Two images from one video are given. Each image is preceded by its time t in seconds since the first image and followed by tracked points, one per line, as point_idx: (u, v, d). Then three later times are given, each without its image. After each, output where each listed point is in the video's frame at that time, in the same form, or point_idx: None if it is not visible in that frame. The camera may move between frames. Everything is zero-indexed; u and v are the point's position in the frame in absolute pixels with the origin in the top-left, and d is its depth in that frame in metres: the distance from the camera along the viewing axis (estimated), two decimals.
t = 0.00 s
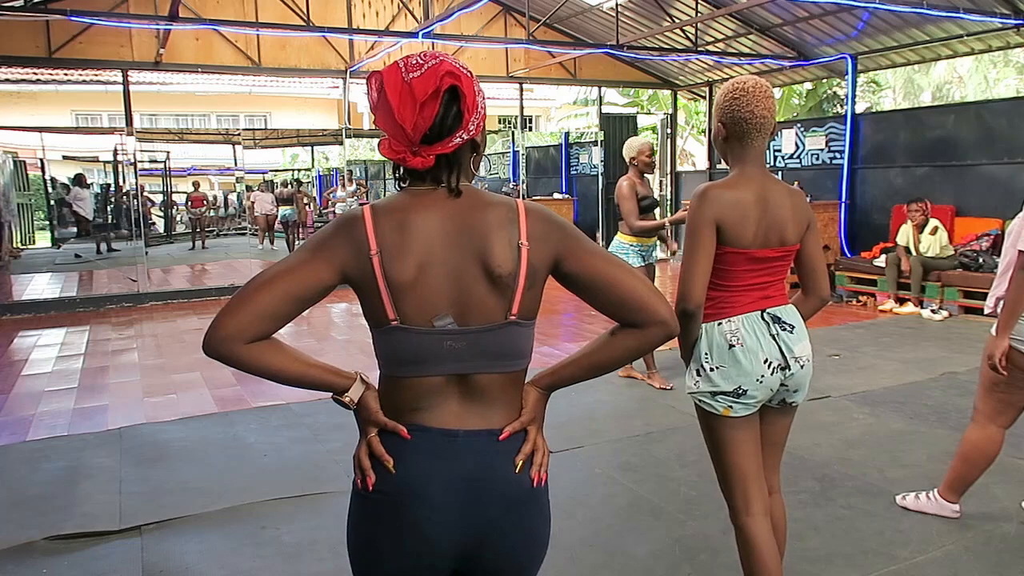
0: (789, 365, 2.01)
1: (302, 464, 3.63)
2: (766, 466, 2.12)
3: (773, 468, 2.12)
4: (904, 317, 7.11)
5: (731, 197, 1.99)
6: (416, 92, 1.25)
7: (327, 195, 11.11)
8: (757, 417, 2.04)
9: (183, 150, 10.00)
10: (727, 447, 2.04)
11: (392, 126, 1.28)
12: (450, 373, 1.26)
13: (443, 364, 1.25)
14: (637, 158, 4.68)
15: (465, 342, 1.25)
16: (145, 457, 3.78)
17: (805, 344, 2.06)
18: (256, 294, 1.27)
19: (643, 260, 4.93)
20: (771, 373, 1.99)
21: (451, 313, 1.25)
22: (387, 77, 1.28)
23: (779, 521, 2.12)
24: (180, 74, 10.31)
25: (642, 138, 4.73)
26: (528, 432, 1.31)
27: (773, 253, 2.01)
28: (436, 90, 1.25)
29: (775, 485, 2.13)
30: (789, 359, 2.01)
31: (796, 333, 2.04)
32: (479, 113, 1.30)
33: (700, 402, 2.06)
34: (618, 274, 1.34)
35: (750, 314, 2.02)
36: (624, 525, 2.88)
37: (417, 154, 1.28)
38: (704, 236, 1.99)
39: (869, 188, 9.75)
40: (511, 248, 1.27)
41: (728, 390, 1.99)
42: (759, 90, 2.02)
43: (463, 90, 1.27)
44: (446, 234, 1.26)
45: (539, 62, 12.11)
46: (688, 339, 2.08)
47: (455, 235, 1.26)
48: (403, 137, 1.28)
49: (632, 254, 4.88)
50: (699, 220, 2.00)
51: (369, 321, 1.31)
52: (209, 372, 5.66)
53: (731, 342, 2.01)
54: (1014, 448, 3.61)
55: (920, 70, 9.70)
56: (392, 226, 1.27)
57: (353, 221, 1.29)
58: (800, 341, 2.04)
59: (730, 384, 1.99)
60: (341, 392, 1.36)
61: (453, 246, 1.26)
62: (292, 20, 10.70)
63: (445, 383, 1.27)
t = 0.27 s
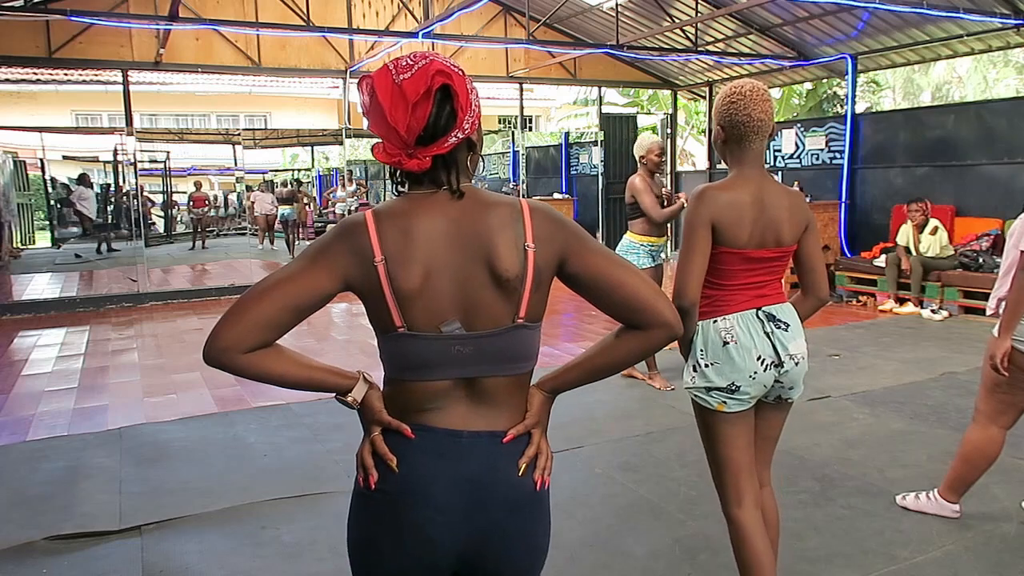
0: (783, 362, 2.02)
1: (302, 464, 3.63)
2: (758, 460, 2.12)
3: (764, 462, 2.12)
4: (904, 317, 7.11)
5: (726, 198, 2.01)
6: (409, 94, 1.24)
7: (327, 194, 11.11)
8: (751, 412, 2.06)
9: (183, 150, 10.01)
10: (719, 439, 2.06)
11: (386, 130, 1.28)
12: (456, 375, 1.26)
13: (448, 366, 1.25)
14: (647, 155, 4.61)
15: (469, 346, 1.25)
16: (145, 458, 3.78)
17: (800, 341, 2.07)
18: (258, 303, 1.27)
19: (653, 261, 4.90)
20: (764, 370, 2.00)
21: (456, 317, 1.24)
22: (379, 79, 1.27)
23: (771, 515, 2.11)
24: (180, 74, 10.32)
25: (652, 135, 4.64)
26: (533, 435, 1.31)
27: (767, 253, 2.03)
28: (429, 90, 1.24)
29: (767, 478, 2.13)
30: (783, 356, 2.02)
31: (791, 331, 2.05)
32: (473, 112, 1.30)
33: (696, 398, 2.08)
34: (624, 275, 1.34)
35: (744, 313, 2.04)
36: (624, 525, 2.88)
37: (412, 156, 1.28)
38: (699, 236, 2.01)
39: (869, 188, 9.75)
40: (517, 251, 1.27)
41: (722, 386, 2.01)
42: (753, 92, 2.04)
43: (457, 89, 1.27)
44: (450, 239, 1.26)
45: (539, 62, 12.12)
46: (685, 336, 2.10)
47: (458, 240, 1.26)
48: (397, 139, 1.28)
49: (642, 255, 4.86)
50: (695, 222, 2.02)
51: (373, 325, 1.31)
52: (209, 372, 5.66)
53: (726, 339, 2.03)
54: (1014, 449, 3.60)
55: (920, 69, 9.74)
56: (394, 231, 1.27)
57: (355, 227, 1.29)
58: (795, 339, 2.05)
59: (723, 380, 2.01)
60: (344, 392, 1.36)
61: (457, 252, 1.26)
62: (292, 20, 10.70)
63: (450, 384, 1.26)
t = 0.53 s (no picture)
0: (779, 362, 2.04)
1: (302, 464, 3.63)
2: (754, 458, 2.12)
3: (763, 461, 2.12)
4: (904, 317, 7.11)
5: (722, 199, 2.05)
6: (420, 94, 1.24)
7: (327, 194, 11.05)
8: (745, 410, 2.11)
9: (183, 150, 10.02)
10: (695, 432, 2.16)
11: (396, 127, 1.28)
12: (459, 373, 1.26)
13: (452, 364, 1.25)
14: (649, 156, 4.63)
15: (474, 343, 1.25)
16: (145, 458, 3.78)
17: (798, 340, 2.09)
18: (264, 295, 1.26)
19: (659, 262, 4.89)
20: (760, 371, 2.03)
21: (461, 314, 1.25)
22: (390, 78, 1.27)
23: (763, 512, 2.11)
24: (180, 74, 10.31)
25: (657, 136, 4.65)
26: (536, 434, 1.32)
27: (763, 252, 2.06)
28: (440, 91, 1.25)
29: (765, 476, 2.12)
30: (780, 357, 2.04)
31: (789, 331, 2.07)
32: (483, 114, 1.30)
33: (691, 395, 2.14)
34: (626, 274, 1.36)
35: (743, 314, 2.07)
36: (624, 525, 2.88)
37: (420, 154, 1.28)
38: (696, 236, 2.06)
39: (869, 188, 9.74)
40: (523, 248, 1.29)
41: (716, 387, 2.06)
42: (751, 98, 2.09)
43: (469, 91, 1.27)
44: (459, 235, 1.26)
45: (539, 62, 12.12)
46: (685, 334, 2.14)
47: (466, 236, 1.26)
48: (406, 137, 1.28)
49: (647, 256, 4.86)
50: (693, 222, 2.06)
51: (376, 321, 1.30)
52: (209, 372, 5.66)
53: (722, 340, 2.07)
54: (1015, 449, 3.60)
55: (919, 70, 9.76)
56: (402, 226, 1.26)
57: (362, 221, 1.28)
58: (792, 339, 2.07)
59: (718, 380, 2.05)
60: (345, 393, 1.35)
61: (465, 248, 1.26)
62: (292, 20, 10.70)
63: (454, 381, 1.26)
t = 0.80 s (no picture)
0: (761, 359, 2.05)
1: (302, 464, 3.63)
2: (752, 459, 2.11)
3: (760, 461, 2.12)
4: (904, 317, 7.11)
5: (709, 198, 2.06)
6: (428, 96, 1.25)
7: (327, 194, 11.01)
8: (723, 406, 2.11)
9: (183, 150, 10.01)
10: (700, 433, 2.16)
11: (404, 129, 1.28)
12: (464, 365, 1.26)
13: (457, 357, 1.26)
14: (654, 157, 4.63)
15: (479, 337, 1.25)
16: (145, 457, 3.78)
17: (781, 338, 2.10)
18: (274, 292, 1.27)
19: (660, 263, 4.87)
20: (741, 366, 2.05)
21: (466, 309, 1.25)
22: (397, 82, 1.27)
23: (762, 512, 2.11)
24: (180, 74, 10.29)
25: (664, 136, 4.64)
26: (540, 425, 1.32)
27: (749, 250, 2.08)
28: (448, 92, 1.25)
29: (763, 477, 2.12)
30: (761, 354, 2.06)
31: (772, 328, 2.09)
32: (489, 115, 1.30)
33: (672, 387, 2.14)
34: (628, 268, 1.36)
35: (728, 310, 2.08)
36: (624, 525, 2.88)
37: (428, 154, 1.28)
38: (686, 235, 2.06)
39: (869, 188, 9.74)
40: (527, 245, 1.29)
41: (698, 380, 2.07)
42: (735, 98, 2.10)
43: (476, 92, 1.27)
44: (465, 232, 1.27)
45: (540, 62, 12.12)
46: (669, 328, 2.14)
47: (471, 233, 1.27)
48: (415, 139, 1.28)
49: (648, 255, 4.85)
50: (680, 221, 2.07)
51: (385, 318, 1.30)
52: (209, 372, 5.66)
53: (705, 335, 2.07)
54: (1014, 449, 3.61)
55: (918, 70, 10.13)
56: (409, 224, 1.27)
57: (371, 219, 1.28)
58: (775, 337, 2.09)
59: (699, 374, 2.07)
60: (355, 388, 1.35)
61: (471, 244, 1.26)
62: (292, 20, 10.68)
63: (460, 374, 1.27)
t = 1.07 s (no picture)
0: (724, 358, 2.07)
1: (302, 464, 3.63)
2: (735, 458, 2.13)
3: (743, 459, 2.13)
4: (904, 317, 7.11)
5: (677, 198, 2.10)
6: (458, 98, 1.25)
7: (327, 194, 11.30)
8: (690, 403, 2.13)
9: (183, 150, 10.01)
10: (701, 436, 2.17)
11: (435, 131, 1.28)
12: (479, 354, 1.28)
13: (474, 346, 1.27)
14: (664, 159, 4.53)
15: (497, 327, 1.27)
16: (145, 458, 3.78)
17: (745, 339, 2.11)
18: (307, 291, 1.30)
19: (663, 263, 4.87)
20: (703, 365, 2.06)
21: (484, 302, 1.27)
22: (428, 83, 1.28)
23: (749, 511, 2.12)
24: (180, 74, 10.29)
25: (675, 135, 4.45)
26: (560, 408, 1.32)
27: (718, 249, 2.10)
28: (475, 95, 1.25)
29: (746, 475, 2.13)
30: (724, 353, 2.07)
31: (737, 329, 2.10)
32: (515, 117, 1.31)
33: (639, 382, 2.16)
34: (642, 262, 1.36)
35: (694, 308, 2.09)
36: (625, 525, 2.88)
37: (457, 154, 1.28)
38: (654, 234, 2.10)
39: (869, 188, 9.74)
40: (540, 244, 1.29)
41: (663, 376, 2.08)
42: (705, 100, 2.15)
43: (503, 94, 1.28)
44: (487, 227, 1.28)
45: (539, 62, 12.14)
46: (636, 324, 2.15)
47: (490, 230, 1.27)
48: (444, 141, 1.28)
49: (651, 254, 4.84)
50: (650, 221, 2.10)
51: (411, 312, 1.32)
52: (209, 372, 5.66)
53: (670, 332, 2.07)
54: (1014, 449, 3.61)
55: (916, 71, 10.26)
56: (431, 221, 1.28)
57: (395, 217, 1.30)
58: (739, 338, 2.10)
59: (664, 370, 2.08)
60: (389, 379, 1.38)
61: (492, 238, 1.27)
62: (292, 20, 10.69)
63: (477, 362, 1.28)
